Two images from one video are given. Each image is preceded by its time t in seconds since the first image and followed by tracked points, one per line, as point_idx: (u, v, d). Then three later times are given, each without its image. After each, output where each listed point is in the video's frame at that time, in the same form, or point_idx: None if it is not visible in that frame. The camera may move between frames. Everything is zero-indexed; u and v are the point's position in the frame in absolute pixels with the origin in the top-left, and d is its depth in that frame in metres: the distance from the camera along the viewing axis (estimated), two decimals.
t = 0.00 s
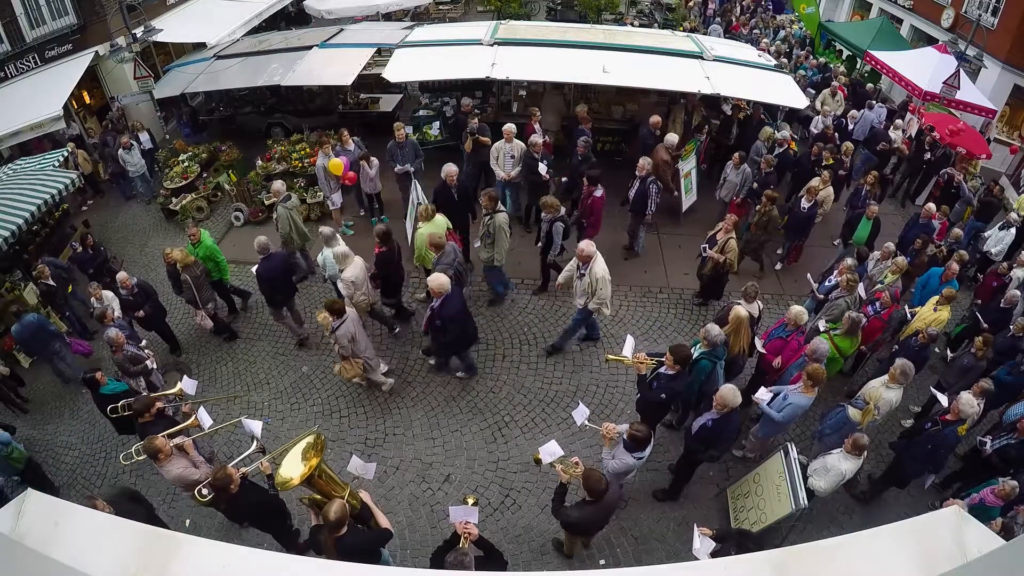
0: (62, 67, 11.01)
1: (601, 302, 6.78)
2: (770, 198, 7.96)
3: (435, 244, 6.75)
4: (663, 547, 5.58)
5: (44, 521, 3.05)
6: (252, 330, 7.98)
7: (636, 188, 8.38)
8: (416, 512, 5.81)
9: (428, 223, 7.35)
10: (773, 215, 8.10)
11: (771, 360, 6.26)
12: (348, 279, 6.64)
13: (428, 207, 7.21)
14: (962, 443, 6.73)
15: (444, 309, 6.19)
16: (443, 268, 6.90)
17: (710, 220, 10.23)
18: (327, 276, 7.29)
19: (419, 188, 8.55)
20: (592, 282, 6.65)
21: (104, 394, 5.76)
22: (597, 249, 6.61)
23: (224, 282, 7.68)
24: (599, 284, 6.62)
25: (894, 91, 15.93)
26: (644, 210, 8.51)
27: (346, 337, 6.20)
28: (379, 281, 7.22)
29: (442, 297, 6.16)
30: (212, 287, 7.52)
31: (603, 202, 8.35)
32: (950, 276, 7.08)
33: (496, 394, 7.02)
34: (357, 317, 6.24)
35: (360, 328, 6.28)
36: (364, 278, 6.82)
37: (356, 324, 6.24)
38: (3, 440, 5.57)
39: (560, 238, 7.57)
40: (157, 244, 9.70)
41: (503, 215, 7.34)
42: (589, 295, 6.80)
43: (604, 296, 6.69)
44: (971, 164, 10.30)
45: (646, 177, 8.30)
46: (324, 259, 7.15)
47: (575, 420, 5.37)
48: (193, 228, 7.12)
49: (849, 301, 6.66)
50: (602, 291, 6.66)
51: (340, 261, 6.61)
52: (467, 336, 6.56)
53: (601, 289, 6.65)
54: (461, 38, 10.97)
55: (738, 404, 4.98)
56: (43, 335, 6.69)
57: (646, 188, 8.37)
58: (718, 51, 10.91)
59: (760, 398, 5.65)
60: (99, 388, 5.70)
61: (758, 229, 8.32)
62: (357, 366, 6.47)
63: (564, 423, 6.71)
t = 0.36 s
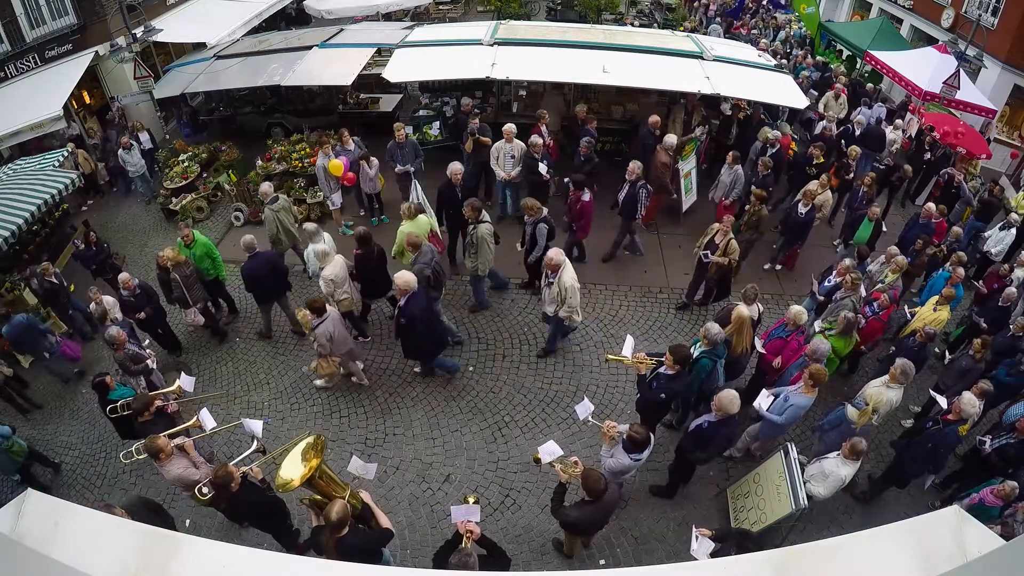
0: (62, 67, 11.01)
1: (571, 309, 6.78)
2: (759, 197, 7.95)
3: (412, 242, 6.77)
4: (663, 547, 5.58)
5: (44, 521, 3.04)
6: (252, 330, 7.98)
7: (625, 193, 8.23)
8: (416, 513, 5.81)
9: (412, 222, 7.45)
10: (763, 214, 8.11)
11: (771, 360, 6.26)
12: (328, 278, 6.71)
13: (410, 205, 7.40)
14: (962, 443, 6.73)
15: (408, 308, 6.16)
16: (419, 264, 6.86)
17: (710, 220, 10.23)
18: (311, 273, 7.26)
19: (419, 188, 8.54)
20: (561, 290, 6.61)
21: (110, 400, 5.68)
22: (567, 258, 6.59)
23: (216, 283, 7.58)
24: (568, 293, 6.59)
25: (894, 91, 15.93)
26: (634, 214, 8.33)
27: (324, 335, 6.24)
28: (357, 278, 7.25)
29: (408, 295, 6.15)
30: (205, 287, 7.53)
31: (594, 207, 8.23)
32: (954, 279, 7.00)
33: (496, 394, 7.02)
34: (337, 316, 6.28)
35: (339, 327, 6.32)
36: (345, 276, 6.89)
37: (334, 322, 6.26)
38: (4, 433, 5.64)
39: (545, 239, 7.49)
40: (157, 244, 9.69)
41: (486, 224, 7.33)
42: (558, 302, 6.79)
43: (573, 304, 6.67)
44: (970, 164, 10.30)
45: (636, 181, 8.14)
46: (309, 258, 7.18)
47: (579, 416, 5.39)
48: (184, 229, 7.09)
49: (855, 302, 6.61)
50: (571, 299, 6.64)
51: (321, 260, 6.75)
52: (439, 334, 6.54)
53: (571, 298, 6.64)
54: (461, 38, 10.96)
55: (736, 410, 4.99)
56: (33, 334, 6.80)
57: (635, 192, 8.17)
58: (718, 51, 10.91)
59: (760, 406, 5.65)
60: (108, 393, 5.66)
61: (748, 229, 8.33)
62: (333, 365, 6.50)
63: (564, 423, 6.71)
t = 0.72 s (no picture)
0: (62, 67, 11.01)
1: (542, 316, 6.68)
2: (749, 203, 8.24)
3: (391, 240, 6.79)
4: (663, 547, 5.58)
5: (44, 520, 3.04)
6: (252, 330, 7.98)
7: (616, 195, 8.24)
8: (416, 513, 5.81)
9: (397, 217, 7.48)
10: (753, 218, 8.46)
11: (771, 360, 6.26)
12: (312, 271, 6.92)
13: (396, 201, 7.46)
14: (962, 443, 6.72)
15: (380, 315, 6.16)
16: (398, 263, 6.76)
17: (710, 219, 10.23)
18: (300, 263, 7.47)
19: (419, 188, 8.53)
20: (530, 299, 6.46)
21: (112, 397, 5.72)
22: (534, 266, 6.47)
23: (212, 278, 7.62)
24: (537, 301, 6.48)
25: (894, 91, 15.94)
26: (623, 216, 8.39)
27: (298, 335, 6.21)
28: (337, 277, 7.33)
29: (379, 303, 6.16)
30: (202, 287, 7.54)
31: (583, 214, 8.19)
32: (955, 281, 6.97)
33: (496, 394, 7.02)
34: (313, 316, 6.29)
35: (314, 327, 6.30)
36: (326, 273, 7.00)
37: (311, 323, 6.27)
38: (9, 425, 5.69)
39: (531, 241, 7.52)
40: (157, 244, 9.69)
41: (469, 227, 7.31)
42: (528, 311, 6.69)
43: (543, 311, 6.57)
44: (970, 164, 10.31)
45: (627, 185, 8.14)
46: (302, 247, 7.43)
47: (578, 415, 5.42)
48: (176, 229, 7.07)
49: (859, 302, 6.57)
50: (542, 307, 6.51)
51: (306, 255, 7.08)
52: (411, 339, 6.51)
53: (541, 305, 6.51)
54: (461, 38, 10.97)
55: (729, 413, 4.99)
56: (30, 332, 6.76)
57: (626, 196, 8.20)
58: (718, 51, 10.91)
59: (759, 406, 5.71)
60: (112, 392, 5.69)
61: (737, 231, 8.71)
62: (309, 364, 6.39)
63: (564, 423, 6.71)
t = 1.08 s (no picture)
0: (62, 67, 11.01)
1: (505, 324, 6.59)
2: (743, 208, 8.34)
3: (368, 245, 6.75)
4: (663, 547, 5.58)
5: (44, 521, 3.04)
6: (252, 330, 7.98)
7: (605, 198, 8.17)
8: (416, 513, 5.80)
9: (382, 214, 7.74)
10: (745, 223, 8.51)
11: (771, 360, 6.27)
12: (298, 272, 6.88)
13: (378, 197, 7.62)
14: (962, 443, 6.72)
15: (352, 321, 6.16)
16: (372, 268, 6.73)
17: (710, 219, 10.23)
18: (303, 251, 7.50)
19: (419, 187, 8.51)
20: (493, 303, 6.39)
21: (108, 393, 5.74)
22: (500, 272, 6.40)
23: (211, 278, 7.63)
24: (500, 306, 6.38)
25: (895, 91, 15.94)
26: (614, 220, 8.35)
27: (281, 334, 6.21)
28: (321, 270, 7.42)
29: (352, 308, 6.15)
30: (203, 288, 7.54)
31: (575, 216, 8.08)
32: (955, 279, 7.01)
33: (496, 394, 7.02)
34: (296, 314, 6.27)
35: (297, 326, 6.28)
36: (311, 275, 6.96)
37: (294, 321, 6.27)
38: (11, 421, 5.68)
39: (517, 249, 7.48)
40: (157, 244, 9.69)
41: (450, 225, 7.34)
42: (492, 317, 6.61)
43: (507, 318, 6.49)
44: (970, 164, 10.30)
45: (616, 187, 8.06)
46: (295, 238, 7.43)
47: (575, 417, 5.47)
48: (172, 229, 7.04)
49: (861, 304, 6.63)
50: (505, 314, 6.43)
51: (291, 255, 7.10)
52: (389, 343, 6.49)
53: (504, 311, 6.42)
54: (461, 38, 10.97)
55: (722, 413, 5.00)
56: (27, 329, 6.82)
57: (616, 198, 8.15)
58: (718, 51, 10.91)
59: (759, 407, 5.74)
60: (106, 388, 5.69)
61: (731, 235, 8.78)
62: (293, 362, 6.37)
63: (564, 423, 6.71)
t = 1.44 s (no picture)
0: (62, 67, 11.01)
1: (469, 336, 6.39)
2: (738, 211, 7.95)
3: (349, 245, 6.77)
4: (663, 547, 5.58)
5: (44, 520, 3.04)
6: (252, 330, 7.98)
7: (589, 198, 8.13)
8: (416, 513, 5.81)
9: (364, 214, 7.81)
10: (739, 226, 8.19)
11: (771, 360, 6.27)
12: (281, 275, 6.79)
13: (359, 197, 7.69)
14: (962, 443, 6.72)
15: (328, 315, 6.11)
16: (352, 267, 6.84)
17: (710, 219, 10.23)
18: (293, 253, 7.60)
19: (420, 187, 8.50)
20: (454, 316, 6.18)
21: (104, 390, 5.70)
22: (462, 284, 6.19)
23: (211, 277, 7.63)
24: (462, 320, 6.19)
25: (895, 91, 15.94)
26: (599, 219, 8.28)
27: (267, 328, 6.29)
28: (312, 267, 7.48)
29: (329, 301, 6.16)
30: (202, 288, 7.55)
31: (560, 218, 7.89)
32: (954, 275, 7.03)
33: (496, 395, 7.02)
34: (281, 308, 6.34)
35: (282, 319, 6.34)
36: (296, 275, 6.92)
37: (279, 315, 6.34)
38: (9, 422, 5.68)
39: (499, 257, 7.09)
40: (157, 243, 9.70)
41: (434, 215, 7.40)
42: (456, 329, 6.38)
43: (468, 331, 6.25)
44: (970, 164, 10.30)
45: (600, 186, 8.01)
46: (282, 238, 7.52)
47: (574, 418, 5.46)
48: (174, 227, 7.05)
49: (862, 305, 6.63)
50: (468, 327, 6.24)
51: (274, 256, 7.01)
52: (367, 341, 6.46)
53: (465, 325, 6.22)
54: (461, 38, 10.96)
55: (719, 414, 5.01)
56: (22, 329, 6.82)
57: (600, 197, 8.10)
58: (718, 51, 10.92)
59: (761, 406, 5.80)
60: (101, 383, 5.63)
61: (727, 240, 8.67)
62: (280, 355, 6.50)
63: (564, 423, 6.71)
